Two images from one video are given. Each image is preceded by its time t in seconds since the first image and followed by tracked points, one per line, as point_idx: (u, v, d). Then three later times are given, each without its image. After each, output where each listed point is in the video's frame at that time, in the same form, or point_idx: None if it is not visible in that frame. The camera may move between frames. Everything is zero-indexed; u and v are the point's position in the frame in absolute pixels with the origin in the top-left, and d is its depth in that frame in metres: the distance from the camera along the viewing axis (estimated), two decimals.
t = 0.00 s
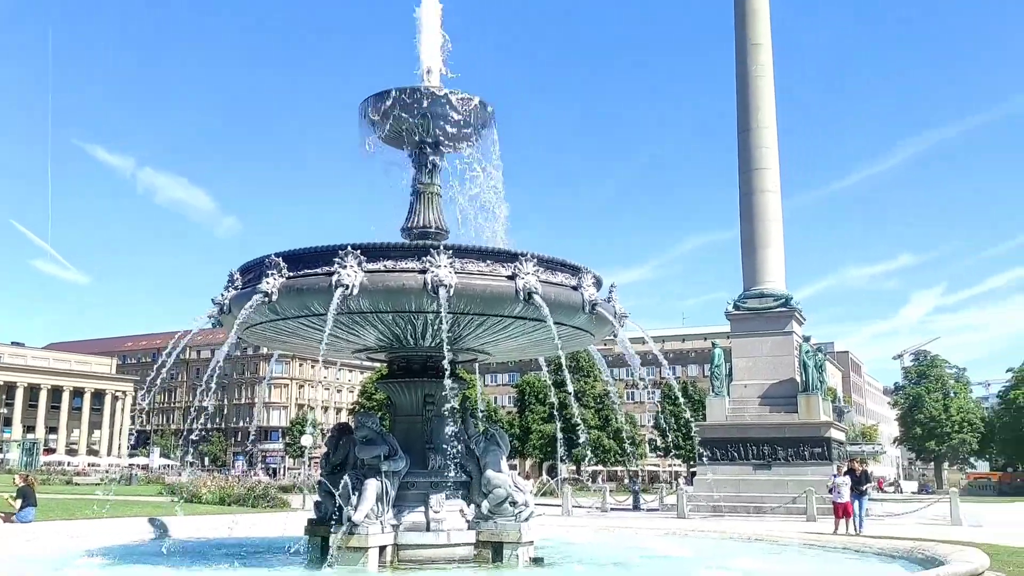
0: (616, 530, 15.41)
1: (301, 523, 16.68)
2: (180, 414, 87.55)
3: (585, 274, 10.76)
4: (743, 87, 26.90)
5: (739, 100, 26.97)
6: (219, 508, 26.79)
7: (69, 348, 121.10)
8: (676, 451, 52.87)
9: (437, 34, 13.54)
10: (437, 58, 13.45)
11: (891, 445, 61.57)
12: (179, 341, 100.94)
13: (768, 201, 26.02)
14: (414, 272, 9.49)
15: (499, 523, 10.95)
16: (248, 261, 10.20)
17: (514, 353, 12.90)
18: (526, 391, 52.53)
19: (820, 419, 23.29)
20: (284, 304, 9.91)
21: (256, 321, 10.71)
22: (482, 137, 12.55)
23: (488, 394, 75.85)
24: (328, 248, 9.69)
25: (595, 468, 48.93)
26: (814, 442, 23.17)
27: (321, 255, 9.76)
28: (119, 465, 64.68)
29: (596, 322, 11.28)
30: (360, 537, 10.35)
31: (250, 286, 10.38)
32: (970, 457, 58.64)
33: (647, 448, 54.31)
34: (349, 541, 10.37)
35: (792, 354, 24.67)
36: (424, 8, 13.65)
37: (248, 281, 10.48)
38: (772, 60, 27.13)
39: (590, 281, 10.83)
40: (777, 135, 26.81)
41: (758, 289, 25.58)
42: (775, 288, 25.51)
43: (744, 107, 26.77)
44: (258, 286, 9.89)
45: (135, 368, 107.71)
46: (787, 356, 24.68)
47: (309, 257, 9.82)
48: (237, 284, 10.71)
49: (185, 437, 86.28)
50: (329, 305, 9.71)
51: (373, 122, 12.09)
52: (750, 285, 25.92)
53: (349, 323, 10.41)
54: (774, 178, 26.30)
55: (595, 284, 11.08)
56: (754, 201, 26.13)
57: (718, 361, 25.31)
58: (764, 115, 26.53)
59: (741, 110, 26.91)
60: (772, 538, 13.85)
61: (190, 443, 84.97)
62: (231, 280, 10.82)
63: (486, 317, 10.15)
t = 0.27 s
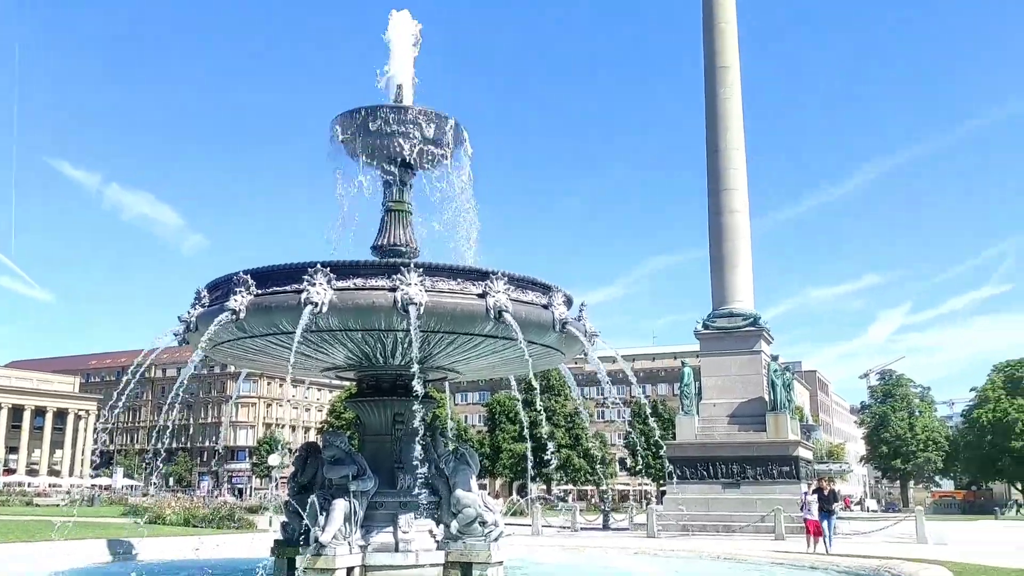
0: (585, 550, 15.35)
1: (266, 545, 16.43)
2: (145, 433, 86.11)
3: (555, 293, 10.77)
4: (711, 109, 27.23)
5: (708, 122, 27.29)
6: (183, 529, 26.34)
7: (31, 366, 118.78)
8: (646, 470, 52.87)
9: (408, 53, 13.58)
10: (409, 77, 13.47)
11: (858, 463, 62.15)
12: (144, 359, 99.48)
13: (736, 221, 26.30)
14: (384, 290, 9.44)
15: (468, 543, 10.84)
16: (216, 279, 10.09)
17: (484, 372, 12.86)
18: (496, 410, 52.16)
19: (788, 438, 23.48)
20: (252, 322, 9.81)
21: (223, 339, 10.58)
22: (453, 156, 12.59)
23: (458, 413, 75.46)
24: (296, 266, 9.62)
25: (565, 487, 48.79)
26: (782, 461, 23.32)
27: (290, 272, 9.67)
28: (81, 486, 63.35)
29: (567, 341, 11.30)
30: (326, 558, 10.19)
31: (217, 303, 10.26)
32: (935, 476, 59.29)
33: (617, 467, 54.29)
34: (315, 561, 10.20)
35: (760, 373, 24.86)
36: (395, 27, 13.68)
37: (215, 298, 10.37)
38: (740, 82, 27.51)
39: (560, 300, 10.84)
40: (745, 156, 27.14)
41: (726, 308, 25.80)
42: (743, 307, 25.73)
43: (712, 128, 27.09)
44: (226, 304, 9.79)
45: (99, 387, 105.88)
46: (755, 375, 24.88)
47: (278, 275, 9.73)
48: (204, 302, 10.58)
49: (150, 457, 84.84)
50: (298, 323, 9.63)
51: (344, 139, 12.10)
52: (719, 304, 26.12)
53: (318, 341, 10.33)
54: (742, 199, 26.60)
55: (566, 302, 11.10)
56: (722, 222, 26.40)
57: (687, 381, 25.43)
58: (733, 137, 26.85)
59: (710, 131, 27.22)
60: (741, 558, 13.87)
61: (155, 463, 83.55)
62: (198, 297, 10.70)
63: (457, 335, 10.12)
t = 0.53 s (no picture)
0: None
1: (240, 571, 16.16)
2: (117, 459, 84.71)
3: (533, 317, 10.77)
4: (688, 136, 27.52)
5: (684, 148, 27.57)
6: (155, 557, 25.86)
7: None
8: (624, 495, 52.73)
9: (388, 78, 13.64)
10: (387, 102, 13.50)
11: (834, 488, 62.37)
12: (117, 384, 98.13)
13: (713, 247, 26.50)
14: (361, 314, 9.39)
15: (445, 570, 10.73)
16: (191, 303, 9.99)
17: (461, 397, 12.80)
18: (474, 435, 51.85)
19: (765, 463, 23.54)
20: (227, 346, 9.71)
21: (198, 364, 10.46)
22: (431, 181, 12.62)
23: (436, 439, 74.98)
24: (273, 289, 9.55)
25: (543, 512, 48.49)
26: (759, 486, 23.38)
27: (267, 296, 9.60)
28: (50, 513, 62.10)
29: (545, 365, 11.29)
30: None
31: (192, 327, 10.16)
32: (911, 501, 59.58)
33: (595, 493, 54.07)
34: None
35: (737, 398, 24.96)
36: (376, 52, 13.77)
37: (190, 322, 10.27)
38: (716, 110, 27.85)
39: (538, 324, 10.85)
40: (721, 182, 27.41)
41: (704, 333, 25.92)
42: (720, 332, 25.86)
43: (689, 154, 27.37)
44: (201, 328, 9.69)
45: (70, 412, 104.19)
46: (733, 400, 24.96)
47: (254, 299, 9.66)
48: (179, 326, 10.47)
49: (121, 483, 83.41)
50: (274, 347, 9.56)
51: (322, 163, 12.08)
52: (696, 329, 26.24)
53: (294, 366, 10.26)
54: (719, 224, 26.83)
55: (544, 327, 11.11)
56: (700, 247, 26.59)
57: (665, 406, 25.47)
58: (710, 163, 27.13)
59: (686, 157, 27.49)
60: None
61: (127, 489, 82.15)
62: (172, 321, 10.58)
63: (434, 360, 10.09)
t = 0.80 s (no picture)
0: None
1: None
2: (97, 486, 83.58)
3: (518, 342, 10.76)
4: (673, 162, 27.74)
5: (669, 173, 27.78)
6: None
7: None
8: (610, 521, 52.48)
9: (374, 104, 13.72)
10: (373, 126, 13.55)
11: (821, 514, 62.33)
12: (98, 409, 97.08)
13: (698, 272, 26.64)
14: (348, 339, 9.37)
15: None
16: (176, 327, 9.93)
17: (446, 423, 12.74)
18: (460, 461, 51.58)
19: (751, 488, 23.51)
20: (212, 371, 9.65)
21: (182, 389, 10.38)
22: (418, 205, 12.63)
23: (421, 464, 74.48)
24: (257, 313, 9.52)
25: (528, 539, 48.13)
26: (746, 511, 23.34)
27: (252, 320, 9.56)
28: (28, 541, 61.08)
29: (531, 391, 11.28)
30: None
31: (175, 352, 10.09)
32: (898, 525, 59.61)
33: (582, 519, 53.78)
34: None
35: (723, 423, 24.96)
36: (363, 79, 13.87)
37: (173, 347, 10.20)
38: (700, 136, 28.10)
39: (524, 349, 10.85)
40: (706, 207, 27.61)
41: (690, 357, 25.96)
42: (706, 357, 25.91)
43: (674, 180, 27.59)
44: (185, 352, 9.62)
45: (50, 438, 102.87)
46: (718, 425, 24.96)
47: (240, 323, 9.61)
48: (163, 351, 10.40)
49: (101, 511, 82.23)
50: (258, 372, 9.51)
51: (307, 186, 12.09)
52: (681, 353, 26.29)
53: (278, 391, 10.20)
54: (704, 249, 26.98)
55: (529, 352, 11.12)
56: (685, 272, 26.73)
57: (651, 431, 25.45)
58: (694, 189, 27.34)
59: (672, 182, 27.69)
60: None
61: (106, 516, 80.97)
62: (156, 346, 10.51)
63: (420, 385, 10.07)
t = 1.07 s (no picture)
0: None
1: None
2: (87, 511, 82.76)
3: (511, 365, 10.74)
4: (665, 185, 27.89)
5: (662, 197, 27.92)
6: None
7: None
8: (604, 546, 52.13)
9: (368, 127, 13.77)
10: (368, 149, 13.62)
11: (815, 538, 62.08)
12: (89, 434, 96.44)
13: (691, 295, 26.70)
14: (339, 362, 9.35)
15: None
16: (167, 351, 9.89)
17: (439, 447, 12.67)
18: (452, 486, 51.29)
19: (745, 512, 23.40)
20: (203, 395, 9.61)
21: (172, 414, 10.33)
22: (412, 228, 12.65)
23: (414, 488, 74.02)
24: (250, 337, 9.50)
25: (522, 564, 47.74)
26: (741, 535, 23.20)
27: (244, 344, 9.53)
28: (16, 567, 60.26)
29: (524, 414, 11.24)
30: None
31: (167, 376, 10.05)
32: (892, 549, 59.36)
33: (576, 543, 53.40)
34: None
35: (717, 447, 24.88)
36: (357, 103, 13.92)
37: (165, 371, 10.16)
38: (692, 160, 28.28)
39: (517, 372, 10.83)
40: (698, 231, 27.72)
41: (683, 381, 25.93)
42: (699, 380, 25.88)
43: (667, 204, 27.72)
44: (176, 377, 9.58)
45: (40, 463, 102.00)
46: (713, 448, 24.88)
47: (232, 347, 9.58)
48: (154, 374, 10.36)
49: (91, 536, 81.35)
50: (250, 396, 9.48)
51: (300, 211, 12.07)
52: (675, 377, 26.27)
53: (270, 416, 10.16)
54: (696, 273, 27.06)
55: (522, 375, 11.09)
56: (678, 295, 26.78)
57: (645, 454, 25.36)
58: (686, 212, 27.47)
59: (664, 206, 27.82)
60: None
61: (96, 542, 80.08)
62: (147, 370, 10.46)
63: (412, 409, 10.03)
